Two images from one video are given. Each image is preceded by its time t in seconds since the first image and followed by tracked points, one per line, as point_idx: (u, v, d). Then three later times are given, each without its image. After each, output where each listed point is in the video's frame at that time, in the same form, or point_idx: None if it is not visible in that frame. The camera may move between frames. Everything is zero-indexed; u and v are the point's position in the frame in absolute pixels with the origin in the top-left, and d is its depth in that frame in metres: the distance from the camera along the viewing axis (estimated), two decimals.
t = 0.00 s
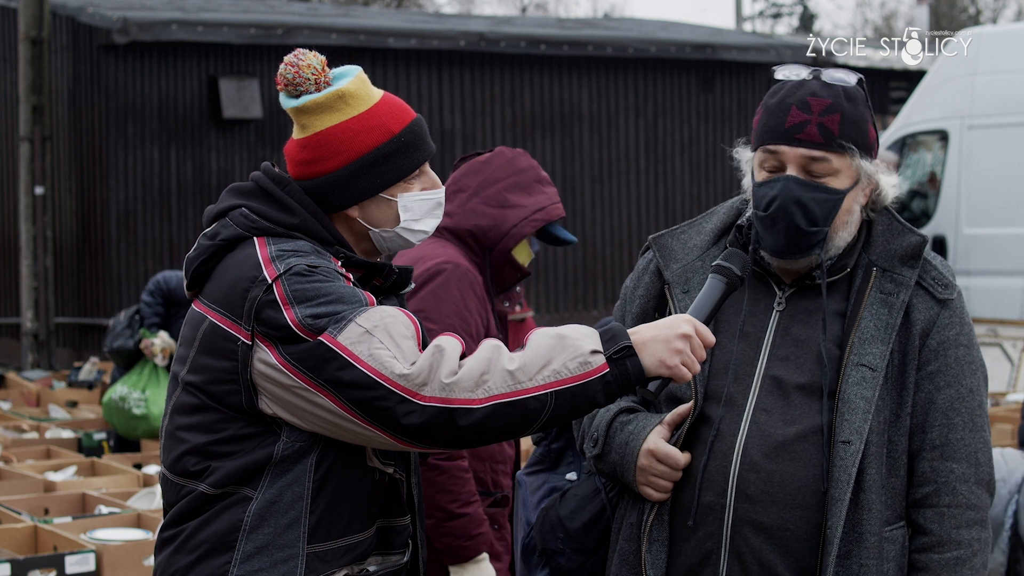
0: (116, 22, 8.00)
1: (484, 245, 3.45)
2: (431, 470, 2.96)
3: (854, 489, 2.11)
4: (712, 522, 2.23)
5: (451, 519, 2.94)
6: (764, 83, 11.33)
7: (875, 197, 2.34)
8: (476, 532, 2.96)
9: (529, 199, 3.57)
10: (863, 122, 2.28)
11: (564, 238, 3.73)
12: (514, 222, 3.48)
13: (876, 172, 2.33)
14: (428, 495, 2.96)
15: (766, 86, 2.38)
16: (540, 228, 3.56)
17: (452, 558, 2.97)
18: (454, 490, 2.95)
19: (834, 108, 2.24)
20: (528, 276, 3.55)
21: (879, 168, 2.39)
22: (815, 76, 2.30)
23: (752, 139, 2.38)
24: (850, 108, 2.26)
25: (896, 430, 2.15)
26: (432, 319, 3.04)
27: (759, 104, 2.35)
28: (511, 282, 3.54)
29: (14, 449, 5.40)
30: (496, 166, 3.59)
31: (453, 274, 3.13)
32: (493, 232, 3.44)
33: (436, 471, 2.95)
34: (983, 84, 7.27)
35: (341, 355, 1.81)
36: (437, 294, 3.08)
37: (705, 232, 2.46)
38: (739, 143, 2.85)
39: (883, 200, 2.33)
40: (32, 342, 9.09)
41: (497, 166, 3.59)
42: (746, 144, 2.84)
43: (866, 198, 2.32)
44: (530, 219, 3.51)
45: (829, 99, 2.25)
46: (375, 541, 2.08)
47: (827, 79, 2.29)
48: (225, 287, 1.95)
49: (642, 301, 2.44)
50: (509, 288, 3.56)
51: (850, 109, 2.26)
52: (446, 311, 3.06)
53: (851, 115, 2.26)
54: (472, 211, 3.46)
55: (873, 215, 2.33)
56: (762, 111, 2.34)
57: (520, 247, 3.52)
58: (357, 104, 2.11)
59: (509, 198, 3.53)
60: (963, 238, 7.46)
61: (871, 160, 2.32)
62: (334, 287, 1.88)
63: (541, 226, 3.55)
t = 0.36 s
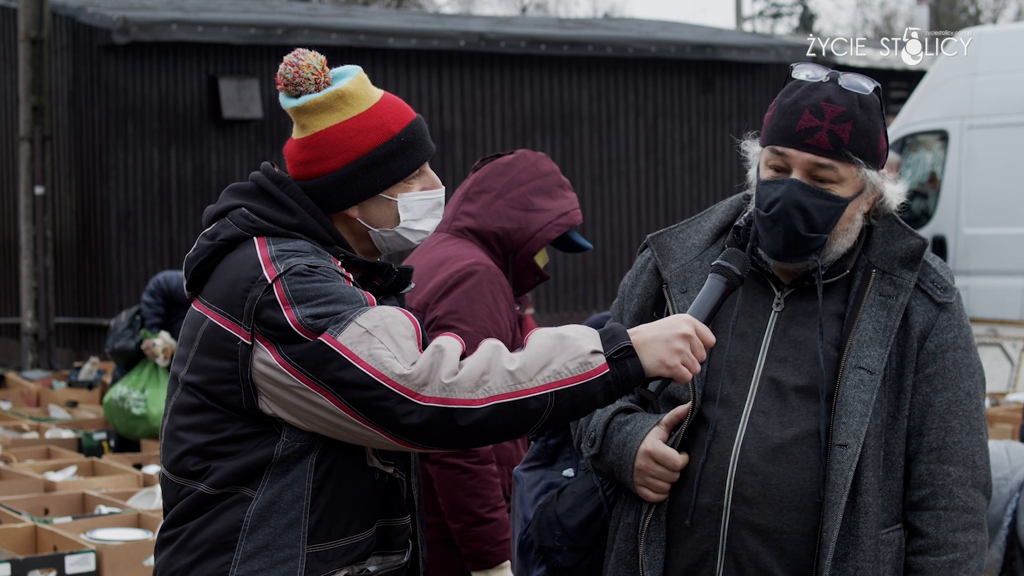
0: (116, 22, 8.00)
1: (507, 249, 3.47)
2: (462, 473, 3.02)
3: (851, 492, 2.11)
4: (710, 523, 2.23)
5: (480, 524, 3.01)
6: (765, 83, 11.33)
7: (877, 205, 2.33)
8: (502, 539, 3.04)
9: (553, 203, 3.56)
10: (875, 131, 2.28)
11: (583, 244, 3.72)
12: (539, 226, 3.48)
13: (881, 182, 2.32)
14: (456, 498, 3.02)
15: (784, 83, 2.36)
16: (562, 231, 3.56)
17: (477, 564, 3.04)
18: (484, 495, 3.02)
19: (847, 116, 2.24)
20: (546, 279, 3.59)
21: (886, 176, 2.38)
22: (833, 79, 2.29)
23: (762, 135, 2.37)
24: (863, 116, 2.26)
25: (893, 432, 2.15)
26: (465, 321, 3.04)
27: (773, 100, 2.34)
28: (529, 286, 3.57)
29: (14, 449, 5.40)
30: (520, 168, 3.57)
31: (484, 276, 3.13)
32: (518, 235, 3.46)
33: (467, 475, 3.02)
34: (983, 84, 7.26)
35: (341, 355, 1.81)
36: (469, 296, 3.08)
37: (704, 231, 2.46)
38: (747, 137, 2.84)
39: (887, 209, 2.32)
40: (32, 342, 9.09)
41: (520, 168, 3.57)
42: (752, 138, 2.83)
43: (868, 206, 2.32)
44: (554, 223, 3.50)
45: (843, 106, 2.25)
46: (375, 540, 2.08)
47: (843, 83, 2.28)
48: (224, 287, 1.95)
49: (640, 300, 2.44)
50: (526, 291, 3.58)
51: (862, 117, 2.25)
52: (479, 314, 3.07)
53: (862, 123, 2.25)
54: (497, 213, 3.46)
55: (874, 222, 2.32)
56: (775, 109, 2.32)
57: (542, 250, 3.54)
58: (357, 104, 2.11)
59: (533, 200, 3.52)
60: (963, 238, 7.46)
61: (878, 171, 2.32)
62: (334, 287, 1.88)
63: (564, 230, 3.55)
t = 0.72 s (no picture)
0: (116, 22, 7.99)
1: (520, 250, 3.48)
2: (477, 476, 3.05)
3: (848, 492, 2.11)
4: (707, 523, 2.23)
5: (494, 526, 3.05)
6: (765, 84, 11.33)
7: (875, 203, 2.32)
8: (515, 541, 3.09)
9: (566, 205, 3.56)
10: (869, 128, 2.27)
11: (595, 246, 3.71)
12: (553, 228, 3.47)
13: (876, 178, 2.32)
14: (471, 500, 3.04)
15: (779, 83, 2.37)
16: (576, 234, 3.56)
17: (490, 566, 3.08)
18: (499, 498, 3.05)
19: (840, 113, 2.24)
20: (557, 281, 3.60)
21: (883, 175, 2.37)
22: (827, 77, 2.30)
23: (756, 135, 2.38)
24: (857, 113, 2.26)
25: (890, 433, 2.15)
26: (480, 323, 3.06)
27: (767, 100, 2.34)
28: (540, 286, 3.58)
29: (14, 449, 5.40)
30: (533, 170, 3.55)
31: (500, 278, 3.15)
32: (532, 237, 3.46)
33: (482, 478, 3.05)
34: (983, 84, 7.26)
35: (341, 355, 1.81)
36: (485, 298, 3.09)
37: (702, 232, 2.46)
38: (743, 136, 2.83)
39: (884, 207, 2.31)
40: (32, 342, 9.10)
41: (534, 169, 3.55)
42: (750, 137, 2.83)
43: (865, 204, 2.31)
44: (569, 226, 3.49)
45: (836, 102, 2.25)
46: (375, 540, 2.08)
47: (837, 81, 2.28)
48: (224, 287, 1.95)
49: (638, 300, 2.43)
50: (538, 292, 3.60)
51: (856, 114, 2.26)
52: (494, 316, 3.08)
53: (856, 120, 2.25)
54: (511, 215, 3.45)
55: (871, 221, 2.32)
56: (769, 108, 2.33)
57: (555, 252, 3.54)
58: (357, 104, 2.11)
59: (546, 203, 3.51)
60: (963, 238, 7.47)
61: (873, 168, 2.31)
62: (334, 287, 1.88)
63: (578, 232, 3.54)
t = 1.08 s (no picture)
0: (116, 22, 7.99)
1: (524, 249, 3.47)
2: (478, 471, 3.05)
3: (847, 490, 2.11)
4: (707, 524, 2.22)
5: (495, 521, 3.05)
6: (764, 84, 11.34)
7: (871, 202, 2.32)
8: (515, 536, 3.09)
9: (570, 205, 3.56)
10: (864, 127, 2.28)
11: (599, 247, 3.71)
12: (557, 228, 3.48)
13: (872, 175, 2.32)
14: (472, 495, 3.05)
15: (771, 84, 2.37)
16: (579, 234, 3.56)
17: (490, 561, 3.08)
18: (499, 493, 3.06)
19: (835, 113, 2.24)
20: (561, 281, 3.60)
21: (878, 173, 2.38)
22: (820, 77, 2.30)
23: (752, 137, 2.38)
24: (852, 113, 2.26)
25: (889, 431, 2.15)
26: (483, 319, 3.06)
27: (761, 101, 2.34)
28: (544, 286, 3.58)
29: (14, 449, 5.40)
30: (538, 170, 3.54)
31: (503, 274, 3.15)
32: (536, 236, 3.46)
33: (482, 472, 3.05)
34: (983, 84, 7.26)
35: (340, 355, 1.81)
36: (487, 294, 3.09)
37: (699, 233, 2.46)
38: (738, 139, 2.84)
39: (880, 205, 2.32)
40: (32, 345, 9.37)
41: (539, 169, 3.55)
42: (746, 138, 2.83)
43: (861, 202, 2.31)
44: (572, 225, 3.50)
45: (831, 103, 2.25)
46: (374, 540, 2.08)
47: (831, 81, 2.28)
48: (223, 287, 1.95)
49: (635, 302, 2.43)
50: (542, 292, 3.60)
51: (851, 114, 2.26)
52: (497, 312, 3.08)
53: (852, 120, 2.26)
54: (515, 214, 3.45)
55: (867, 219, 2.32)
56: (763, 110, 2.33)
57: (559, 252, 3.54)
58: (356, 104, 2.11)
59: (551, 202, 3.51)
60: (963, 238, 7.47)
61: (869, 167, 2.31)
62: (334, 287, 1.88)
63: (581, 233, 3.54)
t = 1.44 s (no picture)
0: (116, 22, 7.99)
1: (521, 248, 3.47)
2: (476, 467, 3.05)
3: (850, 492, 2.11)
4: (710, 524, 2.23)
5: (494, 517, 3.05)
6: (765, 84, 11.33)
7: (872, 197, 2.32)
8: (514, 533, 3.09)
9: (568, 203, 3.55)
10: (862, 124, 2.27)
11: (597, 246, 3.70)
12: (554, 226, 3.47)
13: (873, 172, 2.32)
14: (471, 492, 3.05)
15: (766, 86, 2.38)
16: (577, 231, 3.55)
17: (490, 557, 3.09)
18: (498, 489, 3.05)
19: (832, 111, 2.24)
20: (560, 278, 3.60)
21: (878, 168, 2.37)
22: (815, 77, 2.30)
23: (751, 139, 2.38)
24: (848, 110, 2.25)
25: (891, 432, 2.15)
26: (480, 316, 3.05)
27: (758, 103, 2.35)
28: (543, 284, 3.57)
29: (14, 449, 5.40)
30: (534, 169, 3.55)
31: (500, 272, 3.15)
32: (533, 234, 3.46)
33: (481, 469, 3.05)
34: (983, 84, 7.26)
35: (340, 356, 1.81)
36: (485, 291, 3.09)
37: (702, 232, 2.46)
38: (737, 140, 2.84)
39: (881, 200, 2.32)
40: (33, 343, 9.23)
41: (535, 169, 3.55)
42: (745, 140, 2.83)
43: (863, 199, 2.31)
44: (569, 223, 3.49)
45: (827, 102, 2.25)
46: (374, 540, 2.08)
47: (826, 80, 2.28)
48: (223, 287, 1.95)
49: (638, 302, 2.43)
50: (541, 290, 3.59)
51: (847, 111, 2.25)
52: (494, 309, 3.07)
53: (848, 117, 2.25)
54: (513, 212, 3.45)
55: (869, 215, 2.32)
56: (760, 112, 2.33)
57: (557, 250, 3.53)
58: (356, 104, 2.11)
59: (547, 201, 3.51)
60: (963, 238, 7.47)
61: (869, 163, 2.31)
62: (334, 287, 1.88)
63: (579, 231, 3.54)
